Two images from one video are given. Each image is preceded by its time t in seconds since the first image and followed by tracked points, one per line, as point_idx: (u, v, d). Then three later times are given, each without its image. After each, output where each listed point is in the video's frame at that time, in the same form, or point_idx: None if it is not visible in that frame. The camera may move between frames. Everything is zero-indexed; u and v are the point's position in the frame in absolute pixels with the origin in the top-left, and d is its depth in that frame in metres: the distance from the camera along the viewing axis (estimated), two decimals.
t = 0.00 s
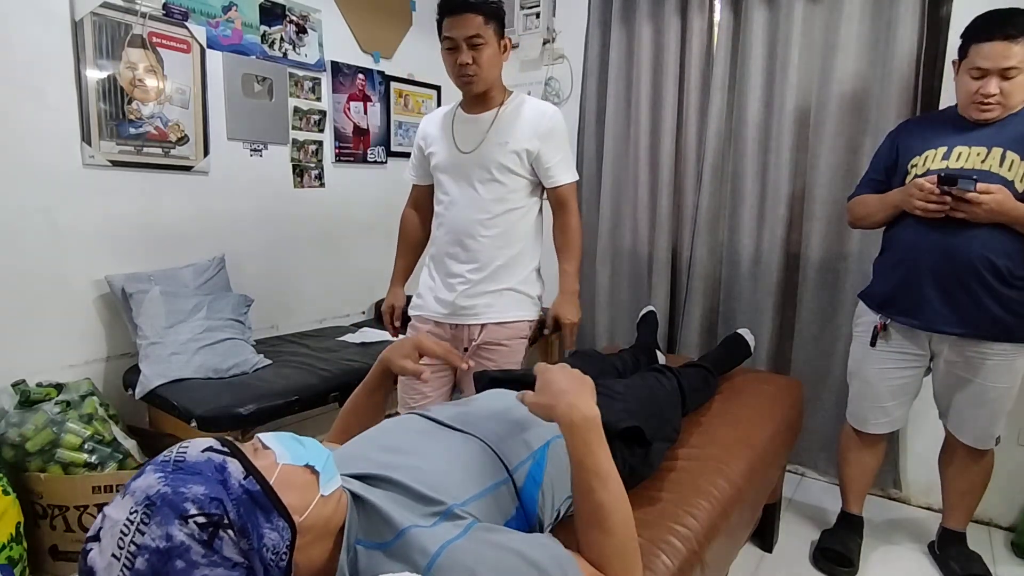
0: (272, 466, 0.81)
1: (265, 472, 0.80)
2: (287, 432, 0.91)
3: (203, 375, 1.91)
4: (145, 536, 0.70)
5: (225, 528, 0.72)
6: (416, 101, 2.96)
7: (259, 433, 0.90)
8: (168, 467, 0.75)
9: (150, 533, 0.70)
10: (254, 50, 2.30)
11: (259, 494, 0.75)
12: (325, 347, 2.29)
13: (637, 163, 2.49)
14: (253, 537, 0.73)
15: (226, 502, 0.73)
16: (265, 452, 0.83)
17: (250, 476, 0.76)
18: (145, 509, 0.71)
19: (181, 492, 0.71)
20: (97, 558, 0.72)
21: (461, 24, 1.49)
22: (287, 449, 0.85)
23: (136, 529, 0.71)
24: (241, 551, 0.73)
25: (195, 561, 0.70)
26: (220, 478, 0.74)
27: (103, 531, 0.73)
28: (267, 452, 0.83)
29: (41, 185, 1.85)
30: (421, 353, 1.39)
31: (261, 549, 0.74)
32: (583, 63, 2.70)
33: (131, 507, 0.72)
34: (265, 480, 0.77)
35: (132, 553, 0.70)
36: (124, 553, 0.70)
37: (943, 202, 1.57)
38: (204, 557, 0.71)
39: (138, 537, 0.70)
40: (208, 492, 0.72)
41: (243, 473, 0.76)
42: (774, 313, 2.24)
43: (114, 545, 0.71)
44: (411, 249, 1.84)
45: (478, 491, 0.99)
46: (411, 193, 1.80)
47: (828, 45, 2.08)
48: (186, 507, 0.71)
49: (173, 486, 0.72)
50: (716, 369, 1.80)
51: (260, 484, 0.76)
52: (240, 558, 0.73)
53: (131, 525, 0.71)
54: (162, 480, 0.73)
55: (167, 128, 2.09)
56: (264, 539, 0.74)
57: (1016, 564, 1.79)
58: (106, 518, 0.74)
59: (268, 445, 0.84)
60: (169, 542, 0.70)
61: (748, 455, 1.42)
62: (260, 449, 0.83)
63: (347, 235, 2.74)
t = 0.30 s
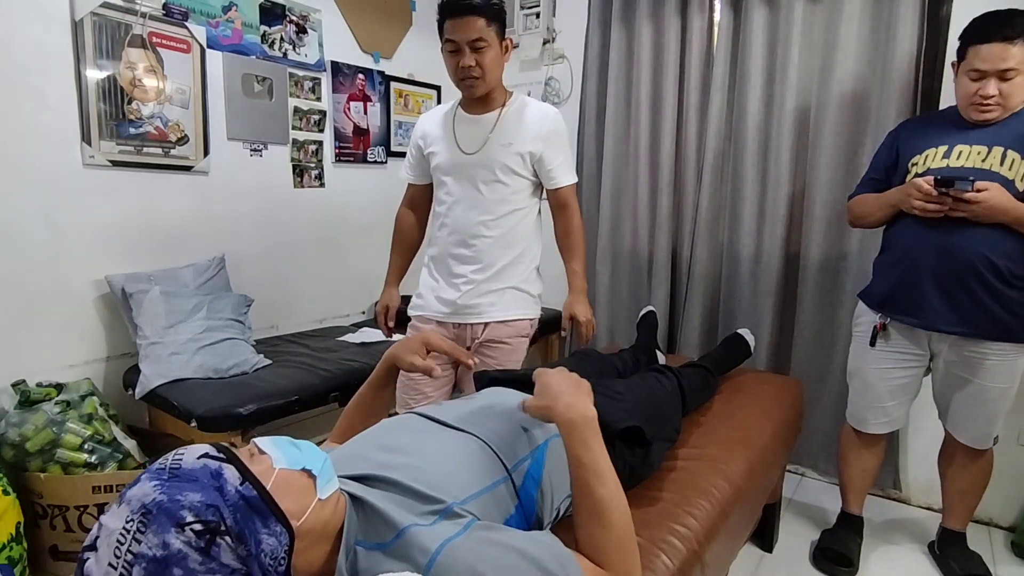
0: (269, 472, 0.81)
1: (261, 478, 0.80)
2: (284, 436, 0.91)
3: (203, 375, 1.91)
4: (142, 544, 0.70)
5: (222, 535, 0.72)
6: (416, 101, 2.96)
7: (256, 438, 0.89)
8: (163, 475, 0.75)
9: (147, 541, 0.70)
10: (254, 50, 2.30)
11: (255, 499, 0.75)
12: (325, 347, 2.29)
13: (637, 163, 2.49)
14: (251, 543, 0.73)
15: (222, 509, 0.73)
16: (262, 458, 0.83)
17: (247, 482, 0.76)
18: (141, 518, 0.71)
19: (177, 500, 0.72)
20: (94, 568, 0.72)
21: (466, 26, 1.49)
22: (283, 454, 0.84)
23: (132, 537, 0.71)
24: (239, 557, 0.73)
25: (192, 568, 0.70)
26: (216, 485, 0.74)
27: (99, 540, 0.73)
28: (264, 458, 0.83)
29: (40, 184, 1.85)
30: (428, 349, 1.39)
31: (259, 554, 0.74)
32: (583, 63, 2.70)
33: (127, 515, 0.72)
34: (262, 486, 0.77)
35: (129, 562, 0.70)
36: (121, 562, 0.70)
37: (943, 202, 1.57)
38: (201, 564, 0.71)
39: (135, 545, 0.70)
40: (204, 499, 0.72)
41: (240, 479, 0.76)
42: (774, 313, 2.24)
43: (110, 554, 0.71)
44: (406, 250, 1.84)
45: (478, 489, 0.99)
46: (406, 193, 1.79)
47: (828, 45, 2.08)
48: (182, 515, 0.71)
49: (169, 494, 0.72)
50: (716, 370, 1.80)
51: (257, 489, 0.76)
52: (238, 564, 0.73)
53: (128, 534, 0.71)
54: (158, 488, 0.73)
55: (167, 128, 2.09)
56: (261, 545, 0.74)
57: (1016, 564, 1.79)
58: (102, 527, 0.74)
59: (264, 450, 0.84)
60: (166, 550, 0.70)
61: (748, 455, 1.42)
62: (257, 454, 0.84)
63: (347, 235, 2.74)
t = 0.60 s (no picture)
0: (267, 474, 0.80)
1: (260, 479, 0.79)
2: (282, 438, 0.90)
3: (203, 375, 1.91)
4: (140, 547, 0.70)
5: (220, 537, 0.72)
6: (416, 102, 2.96)
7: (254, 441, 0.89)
8: (161, 478, 0.74)
9: (145, 544, 0.70)
10: (254, 50, 2.30)
11: (254, 501, 0.75)
12: (325, 347, 2.29)
13: (637, 163, 2.49)
14: (249, 545, 0.73)
15: (221, 511, 0.73)
16: (260, 460, 0.83)
17: (245, 484, 0.76)
18: (139, 521, 0.71)
19: (176, 503, 0.71)
20: (92, 572, 0.72)
21: (471, 25, 1.49)
22: (281, 456, 0.84)
23: (130, 540, 0.70)
24: (238, 559, 0.73)
25: (191, 571, 0.70)
26: (214, 487, 0.74)
27: (97, 544, 0.73)
28: (262, 460, 0.83)
29: (40, 184, 1.85)
30: (455, 371, 1.37)
31: (258, 557, 0.74)
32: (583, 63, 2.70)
33: (125, 519, 0.72)
34: (260, 487, 0.77)
35: (128, 565, 0.70)
36: (119, 565, 0.70)
37: (943, 201, 1.57)
38: (200, 567, 0.71)
39: (133, 549, 0.70)
40: (203, 501, 0.72)
41: (238, 481, 0.76)
42: (773, 313, 2.24)
43: (108, 558, 0.71)
44: (393, 243, 1.83)
45: (478, 489, 0.99)
46: (399, 189, 1.80)
47: (829, 45, 2.08)
48: (181, 518, 0.71)
49: (167, 497, 0.72)
50: (716, 369, 1.80)
51: (255, 491, 0.76)
52: (236, 567, 0.73)
53: (126, 537, 0.71)
54: (156, 491, 0.72)
55: (167, 128, 2.09)
56: (260, 547, 0.74)
57: (1016, 564, 1.79)
58: (99, 531, 0.73)
59: (263, 453, 0.84)
60: (165, 553, 0.69)
61: (748, 455, 1.42)
62: (255, 457, 0.83)
63: (347, 235, 2.74)
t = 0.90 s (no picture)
0: (265, 476, 0.80)
1: (258, 482, 0.79)
2: (279, 440, 0.91)
3: (203, 375, 1.91)
4: (138, 552, 0.70)
5: (218, 540, 0.72)
6: (416, 102, 2.96)
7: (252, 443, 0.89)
8: (158, 482, 0.74)
9: (143, 549, 0.70)
10: (254, 50, 2.30)
11: (252, 504, 0.75)
12: (325, 347, 2.29)
13: (637, 163, 2.49)
14: (247, 548, 0.73)
15: (219, 514, 0.73)
16: (258, 462, 0.83)
17: (243, 487, 0.76)
18: (137, 526, 0.71)
19: (173, 507, 0.71)
20: None
21: (472, 26, 1.49)
22: (279, 457, 0.84)
23: (128, 545, 0.70)
24: (236, 563, 0.73)
25: None
26: (212, 491, 0.74)
27: (95, 549, 0.73)
28: (260, 462, 0.83)
29: (40, 184, 1.85)
30: (461, 373, 1.38)
31: (257, 559, 0.74)
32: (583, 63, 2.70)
33: (123, 523, 0.72)
34: (258, 490, 0.77)
35: (126, 570, 0.70)
36: (117, 570, 0.70)
37: (941, 201, 1.57)
38: (198, 571, 0.71)
39: (131, 554, 0.70)
40: (200, 505, 0.72)
41: (235, 484, 0.76)
42: (774, 313, 2.24)
43: (106, 563, 0.71)
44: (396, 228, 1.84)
45: (478, 489, 0.99)
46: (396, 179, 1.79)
47: (829, 44, 2.08)
48: (179, 522, 0.71)
49: (164, 501, 0.72)
50: (716, 369, 1.80)
51: (253, 494, 0.76)
52: (235, 570, 0.73)
53: (124, 542, 0.71)
54: (153, 495, 0.72)
55: (167, 128, 2.09)
56: (259, 550, 0.74)
57: (1016, 564, 1.79)
58: (97, 536, 0.73)
59: (261, 455, 0.84)
60: (162, 558, 0.69)
61: (748, 455, 1.42)
62: (252, 459, 0.83)
63: (347, 235, 2.74)
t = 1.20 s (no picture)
0: (264, 478, 0.80)
1: (257, 485, 0.79)
2: (278, 441, 0.90)
3: (202, 375, 1.91)
4: (137, 557, 0.70)
5: (218, 544, 0.72)
6: (416, 102, 2.96)
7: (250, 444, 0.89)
8: (157, 486, 0.74)
9: (142, 554, 0.70)
10: (254, 50, 2.30)
11: (251, 507, 0.75)
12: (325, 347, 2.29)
13: (637, 163, 2.49)
14: (247, 551, 0.73)
15: (218, 518, 0.73)
16: (257, 464, 0.82)
17: (242, 490, 0.76)
18: (135, 530, 0.71)
19: (172, 511, 0.71)
20: None
21: (461, 31, 1.48)
22: (278, 459, 0.84)
23: (127, 550, 0.70)
24: (236, 566, 0.73)
25: None
26: (210, 494, 0.74)
27: (94, 553, 0.73)
28: (258, 464, 0.82)
29: (40, 184, 1.85)
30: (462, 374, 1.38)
31: (257, 562, 0.74)
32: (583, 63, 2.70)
33: (122, 527, 0.72)
34: (257, 493, 0.77)
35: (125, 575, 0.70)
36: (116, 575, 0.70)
37: (939, 201, 1.57)
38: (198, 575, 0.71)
39: (130, 558, 0.70)
40: (199, 509, 0.72)
41: (234, 487, 0.75)
42: (773, 313, 2.24)
43: (105, 567, 0.71)
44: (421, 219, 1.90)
45: (479, 489, 0.99)
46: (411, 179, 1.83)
47: (829, 44, 2.08)
48: (177, 526, 0.71)
49: (163, 505, 0.72)
50: (716, 369, 1.80)
51: (252, 497, 0.76)
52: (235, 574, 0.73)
53: (122, 546, 0.71)
54: (152, 499, 0.72)
55: (167, 128, 2.09)
56: (259, 553, 0.74)
57: (1016, 564, 1.79)
58: (96, 540, 0.73)
59: (259, 457, 0.84)
60: (162, 562, 0.69)
61: (748, 455, 1.42)
62: (251, 461, 0.83)
63: (347, 235, 2.74)
